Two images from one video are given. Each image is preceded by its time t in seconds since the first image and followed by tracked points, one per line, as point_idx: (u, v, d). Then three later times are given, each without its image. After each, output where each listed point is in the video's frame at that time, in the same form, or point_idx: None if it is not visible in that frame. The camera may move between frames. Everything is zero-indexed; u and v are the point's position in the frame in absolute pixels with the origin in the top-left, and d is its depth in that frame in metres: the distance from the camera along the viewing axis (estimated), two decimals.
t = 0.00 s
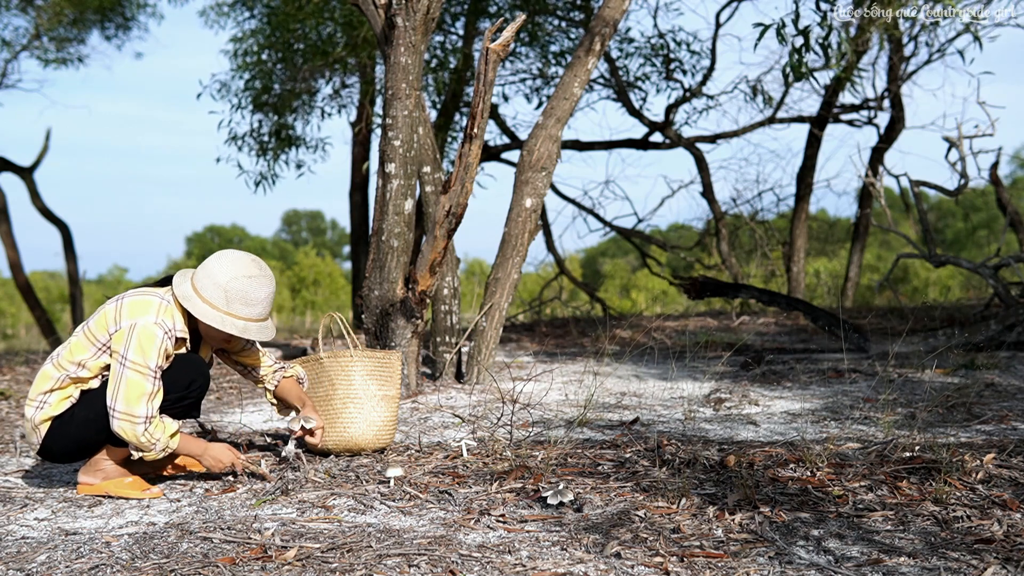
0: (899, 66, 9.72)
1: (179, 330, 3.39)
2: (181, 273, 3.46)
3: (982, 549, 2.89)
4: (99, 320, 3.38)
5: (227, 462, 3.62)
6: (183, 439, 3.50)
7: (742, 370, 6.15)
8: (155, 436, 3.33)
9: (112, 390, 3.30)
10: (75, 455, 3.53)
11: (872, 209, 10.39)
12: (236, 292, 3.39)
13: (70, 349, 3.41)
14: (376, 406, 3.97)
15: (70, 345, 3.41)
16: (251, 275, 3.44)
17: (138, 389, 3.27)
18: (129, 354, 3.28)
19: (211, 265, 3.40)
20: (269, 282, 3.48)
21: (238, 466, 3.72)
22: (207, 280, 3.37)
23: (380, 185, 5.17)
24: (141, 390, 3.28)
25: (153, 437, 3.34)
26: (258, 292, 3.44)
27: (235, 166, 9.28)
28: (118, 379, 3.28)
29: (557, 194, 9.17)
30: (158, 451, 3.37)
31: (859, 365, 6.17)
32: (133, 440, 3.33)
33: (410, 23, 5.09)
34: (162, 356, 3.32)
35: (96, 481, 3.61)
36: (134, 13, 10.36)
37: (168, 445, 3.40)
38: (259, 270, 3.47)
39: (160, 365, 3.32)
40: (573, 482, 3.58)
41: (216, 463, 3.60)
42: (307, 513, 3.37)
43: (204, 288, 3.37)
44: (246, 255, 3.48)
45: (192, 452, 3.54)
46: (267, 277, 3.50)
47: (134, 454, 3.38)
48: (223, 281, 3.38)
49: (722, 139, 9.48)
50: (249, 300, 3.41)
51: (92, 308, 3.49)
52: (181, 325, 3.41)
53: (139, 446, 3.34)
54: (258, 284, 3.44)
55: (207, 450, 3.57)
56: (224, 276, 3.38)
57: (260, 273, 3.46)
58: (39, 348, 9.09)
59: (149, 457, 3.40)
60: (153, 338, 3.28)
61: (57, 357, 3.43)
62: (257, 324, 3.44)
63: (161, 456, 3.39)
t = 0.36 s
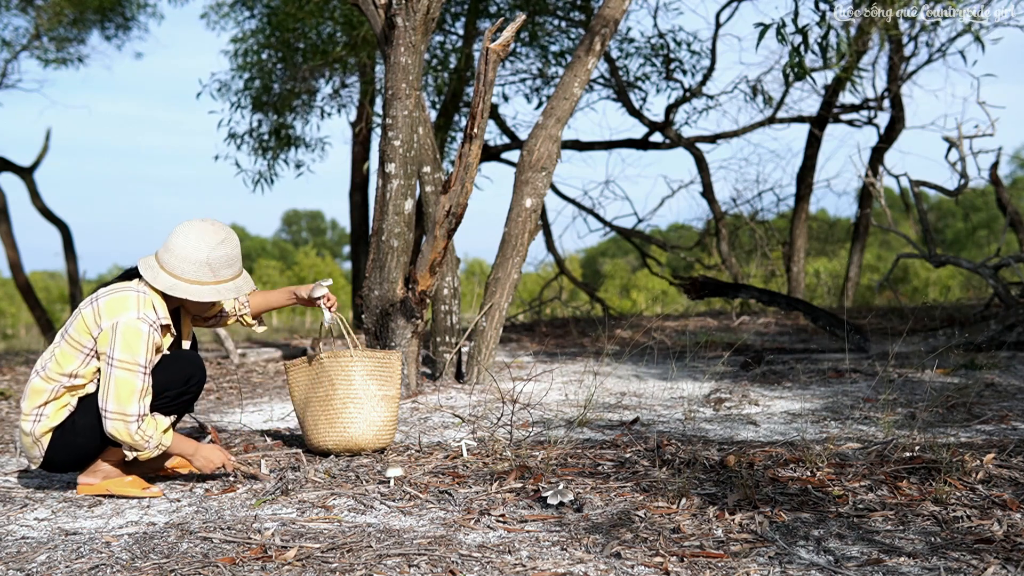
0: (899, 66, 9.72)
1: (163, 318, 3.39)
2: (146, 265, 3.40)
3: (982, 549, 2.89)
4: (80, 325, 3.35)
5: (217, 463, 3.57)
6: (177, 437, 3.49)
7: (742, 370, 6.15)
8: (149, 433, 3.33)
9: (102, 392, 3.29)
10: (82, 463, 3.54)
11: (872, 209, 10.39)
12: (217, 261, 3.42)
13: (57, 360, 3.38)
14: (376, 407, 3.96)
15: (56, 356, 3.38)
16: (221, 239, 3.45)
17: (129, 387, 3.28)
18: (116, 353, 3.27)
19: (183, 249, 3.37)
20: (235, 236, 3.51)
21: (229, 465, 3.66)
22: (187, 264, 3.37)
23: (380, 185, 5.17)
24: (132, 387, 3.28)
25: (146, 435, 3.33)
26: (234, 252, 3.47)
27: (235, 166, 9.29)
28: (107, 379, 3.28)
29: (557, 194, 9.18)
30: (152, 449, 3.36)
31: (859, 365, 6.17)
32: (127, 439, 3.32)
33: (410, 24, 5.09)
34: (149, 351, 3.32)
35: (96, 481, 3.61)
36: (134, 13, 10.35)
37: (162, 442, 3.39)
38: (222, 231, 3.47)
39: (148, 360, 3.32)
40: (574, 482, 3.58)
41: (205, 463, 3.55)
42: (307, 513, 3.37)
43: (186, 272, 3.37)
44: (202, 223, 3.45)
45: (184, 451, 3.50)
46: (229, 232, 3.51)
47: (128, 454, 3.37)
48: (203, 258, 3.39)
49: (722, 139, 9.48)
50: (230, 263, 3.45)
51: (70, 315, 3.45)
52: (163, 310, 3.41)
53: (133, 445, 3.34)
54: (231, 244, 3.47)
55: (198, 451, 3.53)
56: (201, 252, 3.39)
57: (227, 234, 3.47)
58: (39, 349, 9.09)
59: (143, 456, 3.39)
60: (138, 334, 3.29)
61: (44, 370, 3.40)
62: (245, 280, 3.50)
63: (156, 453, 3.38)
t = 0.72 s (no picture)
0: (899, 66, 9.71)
1: (152, 312, 3.39)
2: (133, 256, 3.40)
3: (982, 549, 2.89)
4: (73, 323, 3.36)
5: (217, 459, 3.55)
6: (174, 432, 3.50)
7: (742, 370, 6.15)
8: (145, 428, 3.33)
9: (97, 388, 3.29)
10: (87, 460, 3.54)
11: (872, 209, 10.39)
12: (204, 250, 3.41)
13: (53, 359, 3.39)
14: (376, 406, 3.96)
15: (52, 355, 3.38)
16: (209, 229, 3.45)
17: (123, 381, 3.27)
18: (108, 349, 3.27)
19: (169, 238, 3.37)
20: (223, 227, 3.51)
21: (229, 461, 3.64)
22: (172, 252, 3.35)
23: (380, 185, 5.17)
24: (125, 381, 3.27)
25: (143, 430, 3.33)
26: (221, 243, 3.46)
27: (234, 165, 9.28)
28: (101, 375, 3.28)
29: (557, 194, 9.18)
30: (150, 444, 3.36)
31: (859, 365, 6.17)
32: (124, 435, 3.32)
33: (410, 24, 5.09)
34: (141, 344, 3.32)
35: (97, 481, 3.61)
36: (134, 13, 10.35)
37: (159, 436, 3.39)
38: (209, 221, 3.48)
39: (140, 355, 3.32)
40: (573, 482, 3.58)
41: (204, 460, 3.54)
42: (307, 513, 3.37)
43: (172, 260, 3.35)
44: (189, 214, 3.46)
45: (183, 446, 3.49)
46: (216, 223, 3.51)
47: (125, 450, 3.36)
48: (189, 247, 3.38)
49: (722, 139, 9.47)
50: (218, 252, 3.44)
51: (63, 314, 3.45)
52: (153, 303, 3.41)
53: (130, 440, 3.33)
54: (217, 235, 3.46)
55: (198, 446, 3.51)
56: (187, 241, 3.38)
57: (214, 224, 3.47)
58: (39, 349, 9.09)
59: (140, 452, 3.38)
60: (128, 328, 3.28)
61: (42, 369, 3.41)
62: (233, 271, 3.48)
63: (153, 449, 3.37)
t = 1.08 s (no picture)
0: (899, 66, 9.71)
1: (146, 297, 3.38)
2: (128, 242, 3.42)
3: (982, 549, 2.89)
4: (69, 315, 3.40)
5: (218, 454, 3.47)
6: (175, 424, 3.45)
7: (742, 370, 6.15)
8: (150, 407, 3.33)
9: (98, 370, 3.31)
10: (85, 456, 3.60)
11: (872, 209, 10.39)
12: (192, 235, 3.38)
13: (52, 353, 3.44)
14: (370, 406, 3.96)
15: (51, 349, 3.43)
16: (201, 217, 3.44)
17: (122, 361, 3.29)
18: (104, 332, 3.29)
19: (159, 222, 3.38)
20: (217, 219, 3.49)
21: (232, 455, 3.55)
22: (160, 233, 3.35)
23: (380, 185, 5.17)
24: (125, 360, 3.29)
25: (147, 409, 3.33)
26: (213, 230, 3.43)
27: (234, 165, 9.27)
28: (101, 358, 3.29)
29: (557, 194, 9.18)
30: (153, 427, 3.34)
31: (859, 365, 6.17)
32: (128, 414, 3.32)
33: (410, 24, 5.09)
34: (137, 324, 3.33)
35: (97, 480, 3.61)
36: (134, 13, 10.34)
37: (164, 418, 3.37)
38: (203, 211, 3.48)
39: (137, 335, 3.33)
40: (573, 482, 3.58)
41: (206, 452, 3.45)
42: (307, 513, 3.37)
43: (160, 242, 3.34)
44: (184, 204, 3.48)
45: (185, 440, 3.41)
46: (212, 216, 3.51)
47: (129, 435, 3.35)
48: (178, 229, 3.36)
49: (722, 139, 9.47)
50: (207, 238, 3.40)
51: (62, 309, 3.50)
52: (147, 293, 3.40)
53: (134, 421, 3.32)
54: (209, 223, 3.44)
55: (198, 442, 3.43)
56: (176, 224, 3.37)
57: (207, 213, 3.46)
58: (39, 349, 9.09)
59: (144, 435, 3.35)
60: (122, 310, 3.29)
61: (44, 364, 3.47)
62: (223, 260, 3.41)
63: (157, 430, 3.35)
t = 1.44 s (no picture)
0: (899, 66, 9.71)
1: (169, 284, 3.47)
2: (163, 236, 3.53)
3: (982, 549, 2.89)
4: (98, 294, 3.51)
5: (205, 439, 3.40)
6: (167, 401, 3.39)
7: (742, 369, 6.15)
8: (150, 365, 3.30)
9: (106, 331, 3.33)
10: (78, 431, 3.61)
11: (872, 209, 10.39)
12: (214, 238, 3.41)
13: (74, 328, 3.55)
14: (373, 406, 3.96)
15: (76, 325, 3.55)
16: (229, 223, 3.47)
17: (132, 323, 3.31)
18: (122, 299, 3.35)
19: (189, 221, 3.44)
20: (247, 228, 3.51)
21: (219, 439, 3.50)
22: (185, 231, 3.41)
23: (380, 185, 5.17)
24: (134, 323, 3.31)
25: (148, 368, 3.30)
26: (237, 237, 3.46)
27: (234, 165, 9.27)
28: (112, 321, 3.32)
29: (557, 194, 9.18)
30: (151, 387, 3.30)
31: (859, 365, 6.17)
32: (128, 372, 3.29)
33: (410, 23, 5.09)
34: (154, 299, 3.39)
35: (128, 478, 3.65)
36: (134, 14, 10.34)
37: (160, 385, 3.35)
38: (235, 219, 3.51)
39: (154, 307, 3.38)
40: (573, 482, 3.58)
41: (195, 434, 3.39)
42: (307, 513, 3.37)
43: (184, 240, 3.41)
44: (219, 209, 3.53)
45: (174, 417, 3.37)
46: (244, 225, 3.54)
47: (122, 394, 3.31)
48: (202, 231, 3.41)
49: (721, 139, 9.47)
50: (229, 244, 3.43)
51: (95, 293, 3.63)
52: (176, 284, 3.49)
53: (133, 381, 3.30)
54: (235, 229, 3.46)
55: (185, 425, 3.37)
56: (202, 225, 3.42)
57: (237, 220, 3.49)
58: (39, 349, 9.09)
59: (138, 398, 3.31)
60: (144, 282, 3.37)
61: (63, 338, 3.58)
62: (241, 267, 3.43)
63: (152, 394, 3.32)
